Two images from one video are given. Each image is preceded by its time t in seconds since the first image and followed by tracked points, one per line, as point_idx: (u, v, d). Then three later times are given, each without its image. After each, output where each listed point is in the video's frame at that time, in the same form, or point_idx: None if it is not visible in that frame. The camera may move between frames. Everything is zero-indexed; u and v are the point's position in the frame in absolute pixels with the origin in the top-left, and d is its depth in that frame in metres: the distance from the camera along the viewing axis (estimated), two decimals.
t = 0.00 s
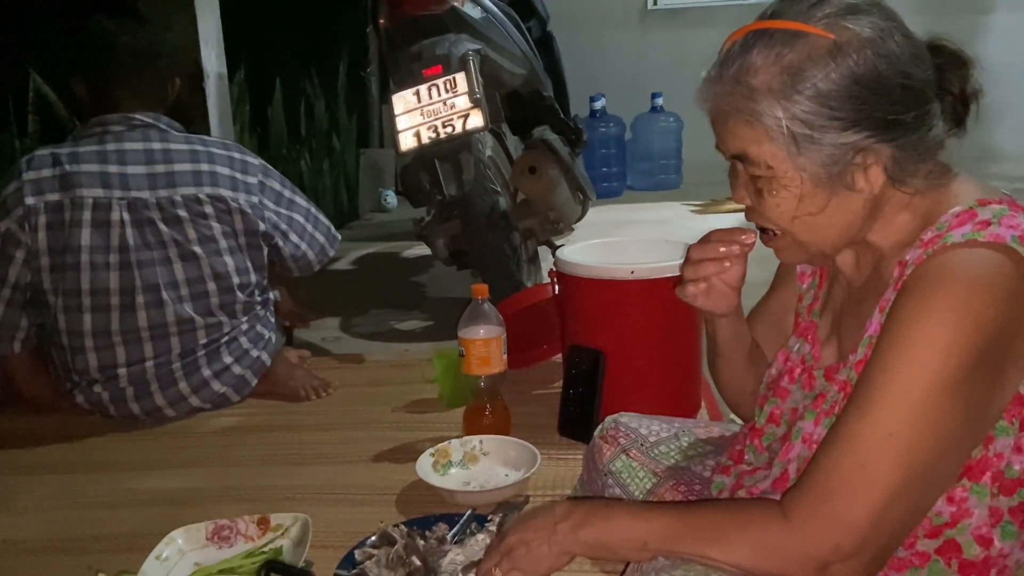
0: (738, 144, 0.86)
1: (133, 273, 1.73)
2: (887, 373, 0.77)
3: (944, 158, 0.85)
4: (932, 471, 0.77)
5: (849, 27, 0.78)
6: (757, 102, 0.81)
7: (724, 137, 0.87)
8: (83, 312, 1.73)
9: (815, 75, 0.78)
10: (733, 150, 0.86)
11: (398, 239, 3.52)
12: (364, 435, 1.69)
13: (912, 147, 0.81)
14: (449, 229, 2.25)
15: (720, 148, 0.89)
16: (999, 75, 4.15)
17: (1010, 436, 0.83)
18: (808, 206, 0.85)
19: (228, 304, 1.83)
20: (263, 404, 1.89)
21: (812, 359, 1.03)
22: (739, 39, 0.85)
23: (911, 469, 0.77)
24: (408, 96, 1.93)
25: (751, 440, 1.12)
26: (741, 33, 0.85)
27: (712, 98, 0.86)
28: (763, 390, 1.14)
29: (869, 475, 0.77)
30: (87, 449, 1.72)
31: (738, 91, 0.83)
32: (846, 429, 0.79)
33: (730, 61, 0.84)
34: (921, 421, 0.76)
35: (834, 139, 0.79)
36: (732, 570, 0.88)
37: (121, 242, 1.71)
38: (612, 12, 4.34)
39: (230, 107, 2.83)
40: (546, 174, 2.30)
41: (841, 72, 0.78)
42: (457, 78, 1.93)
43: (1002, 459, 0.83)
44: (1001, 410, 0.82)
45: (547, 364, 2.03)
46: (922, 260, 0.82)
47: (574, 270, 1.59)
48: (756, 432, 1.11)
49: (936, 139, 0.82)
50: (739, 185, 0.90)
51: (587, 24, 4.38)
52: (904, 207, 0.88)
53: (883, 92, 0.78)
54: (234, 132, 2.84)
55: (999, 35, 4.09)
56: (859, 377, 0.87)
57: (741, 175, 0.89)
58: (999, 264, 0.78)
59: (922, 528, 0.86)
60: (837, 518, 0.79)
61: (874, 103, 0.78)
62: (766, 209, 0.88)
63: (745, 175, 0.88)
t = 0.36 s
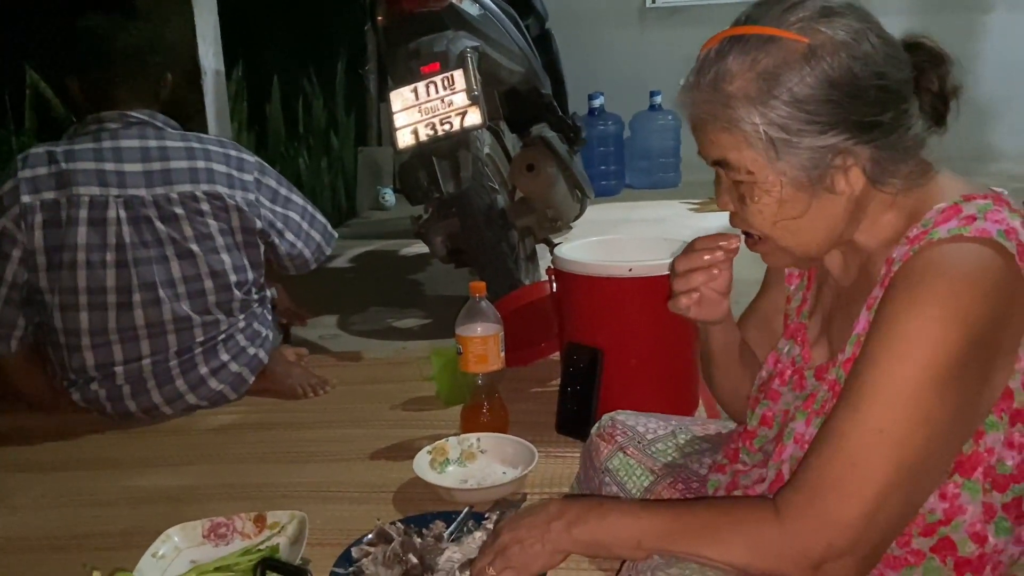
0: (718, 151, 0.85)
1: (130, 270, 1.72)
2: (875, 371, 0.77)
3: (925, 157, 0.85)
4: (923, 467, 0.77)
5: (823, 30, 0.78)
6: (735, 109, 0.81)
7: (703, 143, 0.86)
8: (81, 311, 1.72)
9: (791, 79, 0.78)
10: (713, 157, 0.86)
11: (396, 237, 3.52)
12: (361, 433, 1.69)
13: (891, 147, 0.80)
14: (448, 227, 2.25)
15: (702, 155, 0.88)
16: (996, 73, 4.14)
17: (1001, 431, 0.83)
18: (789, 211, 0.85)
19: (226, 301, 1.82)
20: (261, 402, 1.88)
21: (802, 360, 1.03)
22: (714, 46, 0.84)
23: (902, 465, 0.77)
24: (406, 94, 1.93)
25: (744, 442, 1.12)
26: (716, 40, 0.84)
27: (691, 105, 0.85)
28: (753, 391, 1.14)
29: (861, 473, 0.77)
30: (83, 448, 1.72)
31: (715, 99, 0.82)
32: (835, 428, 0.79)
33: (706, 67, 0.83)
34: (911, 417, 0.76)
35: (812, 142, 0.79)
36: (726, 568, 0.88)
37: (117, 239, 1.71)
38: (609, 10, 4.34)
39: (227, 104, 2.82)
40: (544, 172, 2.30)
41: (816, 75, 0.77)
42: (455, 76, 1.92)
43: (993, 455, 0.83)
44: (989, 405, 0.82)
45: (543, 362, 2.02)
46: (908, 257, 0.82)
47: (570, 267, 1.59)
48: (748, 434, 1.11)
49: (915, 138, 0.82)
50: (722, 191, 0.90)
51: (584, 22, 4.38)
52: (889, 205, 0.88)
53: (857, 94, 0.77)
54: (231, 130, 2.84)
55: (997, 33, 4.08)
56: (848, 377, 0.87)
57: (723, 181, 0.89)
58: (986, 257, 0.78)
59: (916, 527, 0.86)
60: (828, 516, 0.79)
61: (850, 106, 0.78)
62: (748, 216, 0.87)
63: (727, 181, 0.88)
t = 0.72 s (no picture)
0: (707, 147, 0.85)
1: (125, 270, 1.72)
2: (863, 370, 0.77)
3: (914, 157, 0.85)
4: (913, 464, 0.78)
5: (816, 28, 0.78)
6: (725, 105, 0.81)
7: (693, 139, 0.86)
8: (76, 312, 1.72)
9: (782, 77, 0.78)
10: (703, 152, 0.86)
11: (395, 236, 3.52)
12: (359, 431, 1.69)
13: (880, 148, 0.81)
14: (446, 225, 2.28)
15: (692, 151, 0.88)
16: (994, 72, 4.14)
17: (989, 428, 0.83)
18: (777, 208, 0.85)
19: (222, 299, 1.82)
20: (259, 400, 1.89)
21: (793, 361, 1.03)
22: (706, 41, 0.84)
23: (891, 463, 0.77)
24: (404, 92, 1.92)
25: (736, 443, 1.12)
26: (708, 35, 0.84)
27: (681, 100, 0.85)
28: (744, 393, 1.15)
29: (850, 472, 0.77)
30: (80, 446, 1.72)
31: (706, 94, 0.82)
32: (825, 427, 0.79)
33: (698, 63, 0.84)
34: (899, 415, 0.76)
35: (801, 141, 0.79)
36: (719, 568, 0.88)
37: (111, 239, 1.71)
38: (608, 8, 4.34)
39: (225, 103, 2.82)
40: (542, 171, 2.29)
41: (807, 74, 0.77)
42: (454, 74, 1.92)
43: (982, 452, 0.83)
44: (977, 401, 0.82)
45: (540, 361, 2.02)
46: (896, 256, 0.82)
47: (568, 266, 1.59)
48: (740, 435, 1.11)
49: (904, 140, 0.82)
50: (711, 187, 0.90)
51: (582, 21, 4.38)
52: (878, 205, 0.88)
53: (848, 94, 0.77)
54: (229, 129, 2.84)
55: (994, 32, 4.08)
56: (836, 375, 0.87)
57: (712, 177, 0.89)
58: (973, 255, 0.78)
59: (907, 525, 0.86)
60: (819, 515, 0.79)
61: (840, 106, 0.78)
62: (738, 213, 0.88)
63: (716, 177, 0.88)
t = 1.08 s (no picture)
0: (705, 145, 0.86)
1: (128, 271, 1.73)
2: (860, 371, 0.78)
3: (911, 161, 0.86)
4: (911, 464, 0.79)
5: (818, 30, 0.79)
6: (726, 104, 0.82)
7: (691, 137, 0.87)
8: (79, 313, 1.73)
9: (783, 77, 0.79)
10: (701, 151, 0.87)
11: (395, 235, 3.53)
12: (361, 430, 1.69)
13: (877, 153, 0.81)
14: (447, 224, 2.28)
15: (690, 149, 0.89)
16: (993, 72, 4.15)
17: (986, 427, 0.84)
18: (774, 209, 0.86)
19: (224, 299, 1.83)
20: (262, 400, 1.89)
21: (791, 364, 1.04)
22: (708, 40, 0.85)
23: (889, 464, 0.78)
24: (406, 92, 1.94)
25: (735, 445, 1.12)
26: (710, 33, 0.85)
27: (681, 98, 0.86)
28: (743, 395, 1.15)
29: (849, 473, 0.78)
30: (83, 445, 1.73)
31: (706, 92, 0.83)
32: (823, 427, 0.80)
33: (699, 61, 0.84)
34: (897, 416, 0.77)
35: (801, 142, 0.80)
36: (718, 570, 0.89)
37: (114, 241, 1.72)
38: (608, 8, 4.34)
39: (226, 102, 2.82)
40: (543, 171, 2.29)
41: (808, 75, 0.78)
42: (455, 75, 1.93)
43: (980, 451, 0.84)
44: (973, 400, 0.83)
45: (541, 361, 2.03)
46: (892, 258, 0.83)
47: (569, 266, 1.60)
48: (739, 437, 1.12)
49: (901, 145, 0.83)
50: (707, 186, 0.91)
51: (583, 21, 4.38)
52: (874, 208, 0.89)
53: (848, 97, 0.78)
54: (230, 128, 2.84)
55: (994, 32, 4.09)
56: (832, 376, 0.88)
57: (709, 175, 0.89)
58: (968, 256, 0.79)
59: (907, 524, 0.87)
60: (817, 516, 0.80)
61: (840, 108, 0.78)
62: (734, 214, 0.88)
63: (713, 176, 0.88)
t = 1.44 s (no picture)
0: (700, 151, 0.85)
1: (131, 270, 1.73)
2: (861, 370, 0.78)
3: (909, 160, 0.86)
4: (911, 461, 0.79)
5: (809, 34, 0.78)
6: (719, 110, 0.82)
7: (686, 143, 0.86)
8: (81, 311, 1.73)
9: (776, 82, 0.79)
10: (696, 157, 0.86)
11: (395, 234, 3.52)
12: (361, 428, 1.69)
13: (872, 154, 0.81)
14: (448, 224, 2.25)
15: (686, 155, 0.89)
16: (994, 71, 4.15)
17: (986, 423, 0.84)
18: (771, 212, 0.85)
19: (227, 299, 1.83)
20: (263, 397, 1.89)
21: (792, 366, 1.03)
22: (699, 46, 0.84)
23: (890, 461, 0.78)
24: (406, 91, 1.93)
25: (736, 446, 1.12)
26: (701, 40, 0.85)
27: (675, 104, 0.86)
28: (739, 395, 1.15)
29: (849, 471, 0.78)
30: (84, 443, 1.72)
31: (700, 99, 0.83)
32: (822, 427, 0.80)
33: (691, 68, 0.84)
34: (897, 414, 0.77)
35: (796, 146, 0.80)
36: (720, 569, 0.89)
37: (117, 239, 1.71)
38: (608, 6, 4.34)
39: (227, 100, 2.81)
40: (544, 169, 2.30)
41: (801, 80, 0.78)
42: (456, 73, 1.92)
43: (981, 447, 0.84)
44: (973, 397, 0.83)
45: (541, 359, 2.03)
46: (891, 255, 0.83)
47: (571, 263, 1.60)
48: (739, 437, 1.11)
49: (897, 145, 0.83)
50: (705, 191, 0.90)
51: (583, 19, 4.38)
52: (874, 208, 0.89)
53: (842, 99, 0.78)
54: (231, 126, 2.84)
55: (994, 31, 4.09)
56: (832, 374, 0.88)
57: (705, 181, 0.89)
58: (967, 253, 0.79)
59: (909, 521, 0.87)
60: (819, 515, 0.80)
61: (833, 111, 0.78)
62: (732, 219, 0.88)
63: (710, 183, 0.88)
